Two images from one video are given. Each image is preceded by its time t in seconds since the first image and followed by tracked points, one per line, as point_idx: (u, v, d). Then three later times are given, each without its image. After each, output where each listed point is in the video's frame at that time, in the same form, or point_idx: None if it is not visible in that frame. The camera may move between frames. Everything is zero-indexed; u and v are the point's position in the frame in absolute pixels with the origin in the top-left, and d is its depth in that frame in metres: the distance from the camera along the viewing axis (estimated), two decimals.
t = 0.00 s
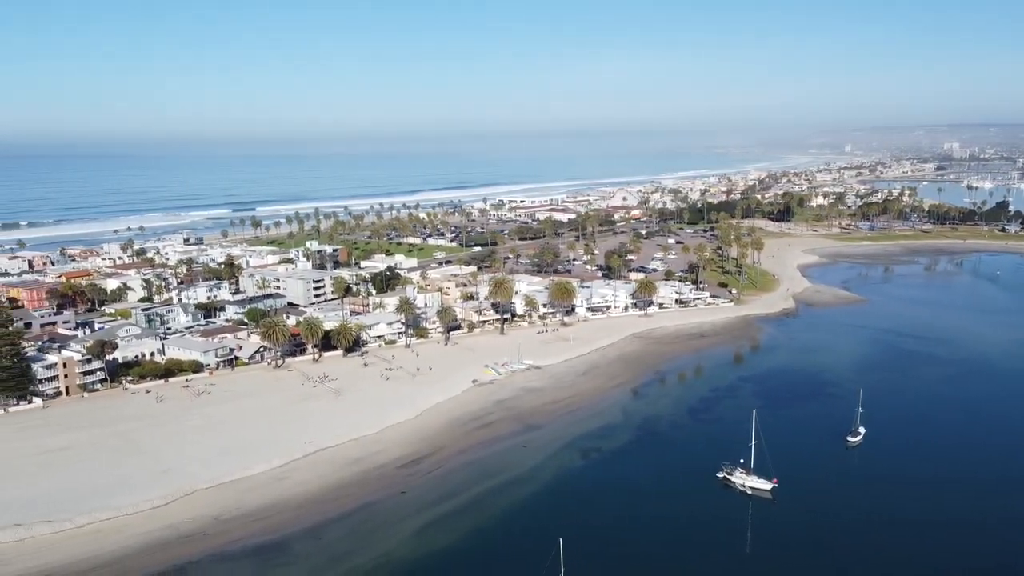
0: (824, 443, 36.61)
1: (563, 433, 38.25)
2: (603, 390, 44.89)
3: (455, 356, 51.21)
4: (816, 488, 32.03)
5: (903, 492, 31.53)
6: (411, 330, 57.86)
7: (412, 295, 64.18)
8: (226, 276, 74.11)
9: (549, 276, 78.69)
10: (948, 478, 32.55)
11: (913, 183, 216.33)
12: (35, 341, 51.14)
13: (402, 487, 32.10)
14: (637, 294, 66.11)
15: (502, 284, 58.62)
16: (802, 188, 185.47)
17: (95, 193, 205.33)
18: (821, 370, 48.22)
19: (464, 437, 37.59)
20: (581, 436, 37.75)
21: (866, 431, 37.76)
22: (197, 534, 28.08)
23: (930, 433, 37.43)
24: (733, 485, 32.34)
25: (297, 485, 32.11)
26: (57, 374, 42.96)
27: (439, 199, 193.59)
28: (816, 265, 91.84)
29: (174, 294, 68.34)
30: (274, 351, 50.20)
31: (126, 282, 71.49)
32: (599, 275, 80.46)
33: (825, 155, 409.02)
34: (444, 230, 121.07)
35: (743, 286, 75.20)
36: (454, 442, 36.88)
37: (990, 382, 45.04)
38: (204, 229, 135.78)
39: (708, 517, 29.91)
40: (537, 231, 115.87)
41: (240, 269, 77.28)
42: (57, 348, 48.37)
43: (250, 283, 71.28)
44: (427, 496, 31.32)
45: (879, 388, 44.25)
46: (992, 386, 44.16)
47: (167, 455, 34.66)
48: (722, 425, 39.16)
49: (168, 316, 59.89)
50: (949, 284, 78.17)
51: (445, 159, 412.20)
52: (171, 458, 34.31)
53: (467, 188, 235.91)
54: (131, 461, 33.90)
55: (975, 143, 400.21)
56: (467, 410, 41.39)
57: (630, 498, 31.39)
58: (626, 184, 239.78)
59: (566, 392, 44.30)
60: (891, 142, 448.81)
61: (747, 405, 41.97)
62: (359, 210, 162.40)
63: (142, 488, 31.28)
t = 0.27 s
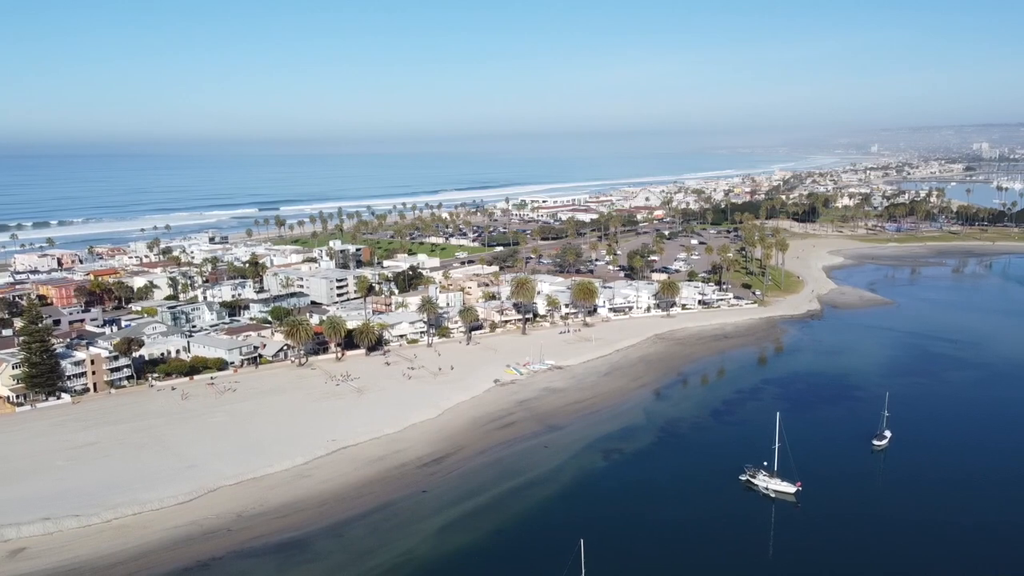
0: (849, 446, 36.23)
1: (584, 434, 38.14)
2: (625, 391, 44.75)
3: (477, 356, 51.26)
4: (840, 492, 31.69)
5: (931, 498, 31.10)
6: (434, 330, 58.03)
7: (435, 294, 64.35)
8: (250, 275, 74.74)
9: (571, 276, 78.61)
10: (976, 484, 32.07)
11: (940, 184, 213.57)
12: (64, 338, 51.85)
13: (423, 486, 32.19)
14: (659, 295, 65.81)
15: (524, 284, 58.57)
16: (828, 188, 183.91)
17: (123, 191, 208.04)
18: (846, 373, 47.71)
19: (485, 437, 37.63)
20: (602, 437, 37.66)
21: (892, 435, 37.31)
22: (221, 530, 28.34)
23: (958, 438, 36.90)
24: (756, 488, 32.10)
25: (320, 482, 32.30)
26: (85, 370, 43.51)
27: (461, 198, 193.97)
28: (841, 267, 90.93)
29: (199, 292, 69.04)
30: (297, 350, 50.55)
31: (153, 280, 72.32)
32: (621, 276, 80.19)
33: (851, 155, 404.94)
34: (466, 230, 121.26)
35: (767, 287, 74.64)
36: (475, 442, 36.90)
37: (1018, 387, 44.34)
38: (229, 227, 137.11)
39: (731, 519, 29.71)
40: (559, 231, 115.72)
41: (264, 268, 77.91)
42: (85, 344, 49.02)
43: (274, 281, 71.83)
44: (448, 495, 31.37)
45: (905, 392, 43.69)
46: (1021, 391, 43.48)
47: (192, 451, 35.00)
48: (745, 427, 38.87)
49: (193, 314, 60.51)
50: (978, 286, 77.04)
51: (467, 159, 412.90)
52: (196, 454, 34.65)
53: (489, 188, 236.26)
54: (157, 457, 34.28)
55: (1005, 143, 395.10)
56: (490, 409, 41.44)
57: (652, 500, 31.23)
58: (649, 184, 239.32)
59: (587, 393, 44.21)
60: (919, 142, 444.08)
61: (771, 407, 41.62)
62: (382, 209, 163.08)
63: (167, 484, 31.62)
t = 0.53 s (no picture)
0: (874, 450, 35.81)
1: (606, 435, 38.02)
2: (647, 392, 44.58)
3: (499, 356, 51.32)
4: (865, 496, 31.32)
5: (958, 503, 30.63)
6: (456, 330, 58.17)
7: (457, 295, 64.50)
8: (274, 274, 75.33)
9: (593, 277, 78.48)
10: (1004, 490, 31.56)
11: (970, 185, 210.54)
12: (91, 336, 52.54)
13: (444, 485, 32.25)
14: (682, 296, 65.49)
15: (546, 285, 58.52)
16: (854, 189, 181.96)
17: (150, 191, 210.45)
18: (872, 376, 47.16)
19: (506, 437, 37.65)
20: (624, 439, 37.54)
21: (919, 439, 36.83)
22: (244, 527, 28.59)
23: (986, 443, 36.34)
24: (779, 491, 31.81)
25: (342, 481, 32.50)
26: (112, 368, 44.08)
27: (484, 199, 194.23)
28: (868, 269, 89.92)
29: (224, 291, 69.70)
30: (319, 349, 50.85)
31: (178, 279, 73.14)
32: (643, 277, 79.86)
33: (878, 155, 400.60)
34: (489, 230, 121.41)
35: (791, 289, 74.01)
36: (496, 442, 36.92)
37: None
38: (254, 227, 138.40)
39: (753, 523, 29.48)
40: (582, 232, 115.53)
41: (288, 267, 78.52)
42: (112, 342, 49.63)
43: (298, 281, 72.34)
44: (469, 495, 31.42)
45: (932, 396, 43.09)
46: None
47: (216, 448, 35.35)
48: (769, 430, 38.56)
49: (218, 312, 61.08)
50: (1008, 289, 75.76)
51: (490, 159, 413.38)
52: (220, 451, 34.98)
53: (512, 188, 236.44)
54: (181, 454, 34.66)
55: None
56: (511, 410, 41.46)
57: (673, 502, 31.08)
58: (672, 185, 238.47)
59: (609, 394, 44.10)
60: (947, 142, 439.68)
61: (795, 410, 41.24)
62: (405, 209, 163.72)
63: (191, 480, 31.96)
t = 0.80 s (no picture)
0: (898, 453, 35.39)
1: (626, 436, 37.89)
2: (668, 393, 44.37)
3: (519, 356, 51.32)
4: (889, 500, 30.93)
5: (985, 508, 30.16)
6: (476, 329, 58.24)
7: (477, 295, 64.59)
8: (296, 273, 75.85)
9: (614, 277, 78.28)
10: None
11: (996, 186, 207.71)
12: (116, 333, 53.18)
13: (464, 485, 32.27)
14: (703, 297, 65.15)
15: (566, 285, 58.43)
16: (878, 190, 180.11)
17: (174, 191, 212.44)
18: (896, 379, 46.61)
19: (525, 437, 37.61)
20: (644, 440, 37.38)
21: (944, 442, 36.35)
22: (265, 524, 28.79)
23: (1013, 447, 35.79)
24: (801, 494, 31.52)
25: (362, 479, 32.63)
26: (136, 365, 44.57)
27: (504, 199, 194.32)
28: (892, 271, 88.96)
29: (246, 290, 70.26)
30: (341, 348, 51.12)
31: (202, 278, 73.82)
32: (665, 277, 79.49)
33: (903, 156, 396.36)
34: (509, 230, 121.45)
35: (814, 291, 73.38)
36: (516, 442, 36.89)
37: None
38: (276, 227, 139.48)
39: (776, 525, 29.24)
40: (602, 232, 115.26)
41: (310, 266, 78.99)
42: (137, 340, 50.18)
43: (319, 280, 72.78)
44: (488, 495, 31.42)
45: (958, 399, 42.49)
46: None
47: (238, 446, 35.64)
48: (791, 432, 38.24)
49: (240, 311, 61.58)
50: None
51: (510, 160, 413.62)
52: (242, 449, 35.26)
53: (533, 188, 236.45)
54: (204, 451, 34.99)
55: None
56: (531, 410, 41.44)
57: (694, 504, 30.90)
58: (694, 185, 237.72)
59: (629, 395, 43.96)
60: (974, 142, 435.19)
61: (817, 413, 40.85)
62: (426, 209, 164.24)
63: (214, 477, 32.24)
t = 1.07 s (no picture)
0: (917, 456, 35.04)
1: (642, 437, 37.79)
2: (684, 395, 44.20)
3: (535, 356, 51.30)
4: (908, 504, 30.65)
5: (1007, 513, 29.79)
6: (492, 329, 58.25)
7: (494, 295, 64.62)
8: (313, 273, 76.24)
9: (630, 278, 78.07)
10: None
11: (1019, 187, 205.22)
12: (136, 332, 53.68)
13: (480, 485, 32.31)
14: (720, 298, 64.84)
15: (583, 286, 58.33)
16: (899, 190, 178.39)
17: (193, 190, 214.01)
18: (916, 381, 46.17)
19: (541, 437, 37.59)
20: (661, 441, 37.26)
21: (964, 446, 35.96)
22: (282, 522, 28.96)
23: None
24: (819, 497, 31.29)
25: (379, 478, 32.75)
26: (156, 363, 45.00)
27: (521, 199, 194.24)
28: (912, 272, 88.08)
29: (264, 289, 70.73)
30: (358, 347, 51.33)
31: (220, 277, 74.37)
32: (681, 278, 79.20)
33: (923, 156, 392.63)
34: (525, 230, 121.34)
35: (832, 292, 72.81)
36: (532, 442, 36.89)
37: None
38: (294, 226, 140.20)
39: (793, 528, 29.06)
40: (619, 233, 114.92)
41: (327, 266, 79.39)
42: (156, 338, 50.67)
43: (337, 280, 73.14)
44: (504, 495, 31.44)
45: (979, 402, 42.02)
46: None
47: (256, 444, 35.88)
48: (809, 435, 37.97)
49: (258, 310, 61.99)
50: None
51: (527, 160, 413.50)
52: (260, 447, 35.50)
53: (549, 188, 236.31)
54: (222, 449, 35.24)
55: None
56: (547, 410, 41.41)
57: (710, 506, 30.76)
58: (712, 185, 237.05)
59: (646, 396, 43.83)
60: (996, 142, 431.39)
61: (836, 415, 40.55)
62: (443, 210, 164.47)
63: (231, 475, 32.47)
